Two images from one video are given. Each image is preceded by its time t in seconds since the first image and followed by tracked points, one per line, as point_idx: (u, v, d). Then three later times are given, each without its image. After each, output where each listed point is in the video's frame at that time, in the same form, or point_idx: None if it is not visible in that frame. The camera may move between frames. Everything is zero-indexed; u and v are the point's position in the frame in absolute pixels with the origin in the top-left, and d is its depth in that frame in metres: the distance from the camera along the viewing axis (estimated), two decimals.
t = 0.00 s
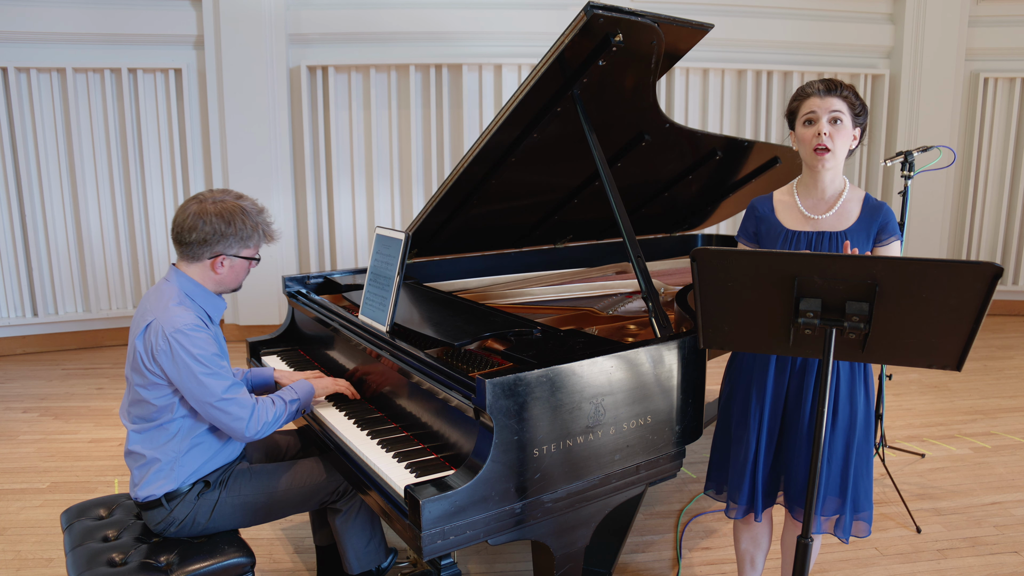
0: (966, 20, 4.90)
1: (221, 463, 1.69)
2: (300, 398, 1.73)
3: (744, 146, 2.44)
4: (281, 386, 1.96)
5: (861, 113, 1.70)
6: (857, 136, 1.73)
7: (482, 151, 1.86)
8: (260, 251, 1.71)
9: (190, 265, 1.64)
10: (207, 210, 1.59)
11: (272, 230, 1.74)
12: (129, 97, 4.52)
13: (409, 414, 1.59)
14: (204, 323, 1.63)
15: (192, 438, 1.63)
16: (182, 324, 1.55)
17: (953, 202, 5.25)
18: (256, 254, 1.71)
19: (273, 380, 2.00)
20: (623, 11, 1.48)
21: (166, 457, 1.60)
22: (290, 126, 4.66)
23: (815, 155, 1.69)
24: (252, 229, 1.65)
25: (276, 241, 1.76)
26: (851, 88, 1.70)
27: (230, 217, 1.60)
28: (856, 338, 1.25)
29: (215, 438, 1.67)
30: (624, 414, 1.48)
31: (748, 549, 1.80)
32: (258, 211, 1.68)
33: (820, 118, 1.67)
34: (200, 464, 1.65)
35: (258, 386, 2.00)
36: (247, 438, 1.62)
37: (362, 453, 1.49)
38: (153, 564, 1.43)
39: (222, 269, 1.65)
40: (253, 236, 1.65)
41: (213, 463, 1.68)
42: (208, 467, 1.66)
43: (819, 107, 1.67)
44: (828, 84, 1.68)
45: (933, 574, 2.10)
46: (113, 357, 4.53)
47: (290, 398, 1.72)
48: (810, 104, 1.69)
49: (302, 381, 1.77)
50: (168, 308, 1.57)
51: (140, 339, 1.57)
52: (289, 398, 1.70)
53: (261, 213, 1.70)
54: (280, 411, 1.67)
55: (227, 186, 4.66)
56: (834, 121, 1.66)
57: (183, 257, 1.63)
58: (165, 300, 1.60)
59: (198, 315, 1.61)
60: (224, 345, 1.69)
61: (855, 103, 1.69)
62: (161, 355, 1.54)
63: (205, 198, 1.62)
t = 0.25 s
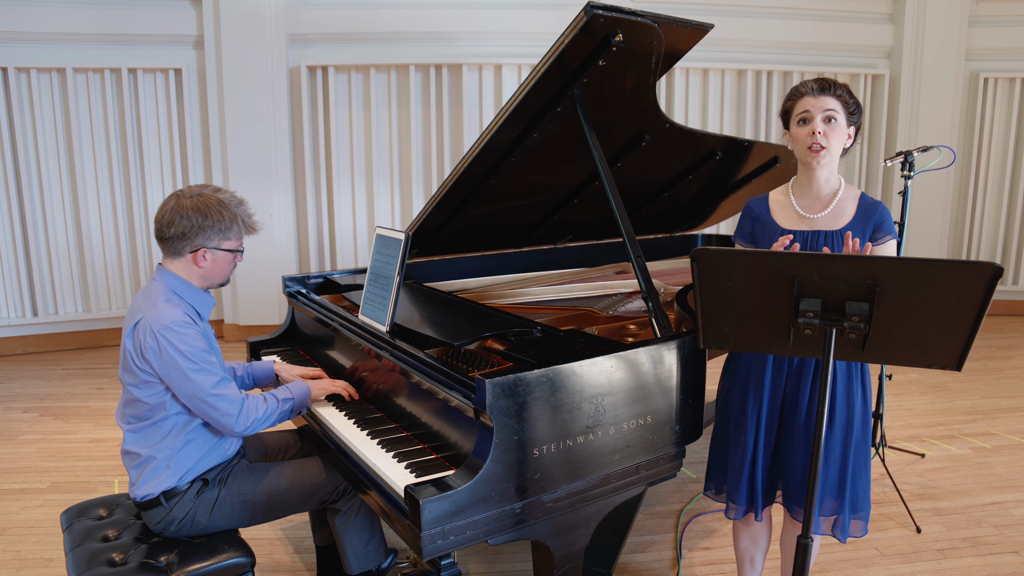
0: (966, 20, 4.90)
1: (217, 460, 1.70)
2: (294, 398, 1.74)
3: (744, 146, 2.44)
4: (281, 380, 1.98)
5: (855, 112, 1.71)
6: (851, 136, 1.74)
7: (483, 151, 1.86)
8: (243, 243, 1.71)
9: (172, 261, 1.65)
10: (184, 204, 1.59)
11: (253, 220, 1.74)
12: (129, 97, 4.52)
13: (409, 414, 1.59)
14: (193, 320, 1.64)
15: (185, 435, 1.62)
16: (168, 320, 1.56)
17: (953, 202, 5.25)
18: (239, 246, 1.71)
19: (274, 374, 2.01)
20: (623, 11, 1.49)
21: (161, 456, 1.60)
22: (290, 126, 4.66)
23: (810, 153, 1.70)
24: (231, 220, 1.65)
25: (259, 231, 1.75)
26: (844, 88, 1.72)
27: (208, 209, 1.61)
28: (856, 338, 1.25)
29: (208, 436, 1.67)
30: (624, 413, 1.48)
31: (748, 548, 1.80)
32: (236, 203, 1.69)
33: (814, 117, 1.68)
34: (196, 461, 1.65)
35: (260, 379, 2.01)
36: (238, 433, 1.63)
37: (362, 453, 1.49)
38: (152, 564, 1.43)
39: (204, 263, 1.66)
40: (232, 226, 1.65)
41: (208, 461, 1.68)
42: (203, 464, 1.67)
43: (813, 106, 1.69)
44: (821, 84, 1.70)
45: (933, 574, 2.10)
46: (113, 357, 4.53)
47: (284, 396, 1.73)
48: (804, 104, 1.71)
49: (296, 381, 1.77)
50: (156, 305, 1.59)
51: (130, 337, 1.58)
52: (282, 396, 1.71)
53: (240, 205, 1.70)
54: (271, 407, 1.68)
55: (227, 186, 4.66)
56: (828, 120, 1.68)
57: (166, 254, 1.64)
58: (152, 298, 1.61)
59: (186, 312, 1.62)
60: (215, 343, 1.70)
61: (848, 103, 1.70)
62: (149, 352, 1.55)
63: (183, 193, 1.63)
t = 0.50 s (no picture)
0: (966, 20, 4.90)
1: (216, 458, 1.70)
2: (292, 398, 1.75)
3: (744, 146, 2.44)
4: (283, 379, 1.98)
5: (851, 111, 1.71)
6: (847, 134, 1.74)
7: (483, 151, 1.86)
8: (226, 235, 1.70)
9: (158, 259, 1.65)
10: (162, 200, 1.59)
11: (236, 212, 1.72)
12: (129, 97, 4.52)
13: (409, 414, 1.59)
14: (183, 317, 1.64)
15: (181, 433, 1.62)
16: (159, 317, 1.57)
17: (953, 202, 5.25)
18: (223, 239, 1.69)
19: (276, 373, 2.01)
20: (623, 11, 1.49)
21: (159, 455, 1.60)
22: (290, 126, 4.66)
23: (806, 154, 1.70)
24: (213, 213, 1.64)
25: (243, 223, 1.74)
26: (840, 86, 1.71)
27: (187, 203, 1.60)
28: (856, 338, 1.25)
29: (205, 433, 1.67)
30: (624, 414, 1.48)
31: (748, 547, 1.80)
32: (217, 196, 1.68)
33: (811, 118, 1.68)
34: (194, 459, 1.65)
35: (261, 379, 2.01)
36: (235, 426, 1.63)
37: (362, 453, 1.49)
38: (152, 564, 1.43)
39: (189, 257, 1.65)
40: (214, 219, 1.64)
41: (205, 459, 1.68)
42: (202, 463, 1.67)
43: (809, 107, 1.69)
44: (817, 84, 1.70)
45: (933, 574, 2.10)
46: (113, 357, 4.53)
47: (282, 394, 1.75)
48: (800, 105, 1.70)
49: (296, 384, 1.79)
50: (145, 303, 1.59)
51: (121, 337, 1.59)
52: (280, 393, 1.73)
53: (221, 198, 1.69)
54: (269, 404, 1.69)
55: (227, 186, 4.66)
56: (824, 121, 1.68)
57: (152, 252, 1.64)
58: (141, 297, 1.61)
59: (176, 309, 1.63)
60: (207, 338, 1.71)
61: (844, 102, 1.70)
62: (141, 349, 1.56)
63: (163, 190, 1.63)
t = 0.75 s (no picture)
0: (966, 20, 4.90)
1: (214, 458, 1.70)
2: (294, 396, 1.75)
3: (744, 146, 2.44)
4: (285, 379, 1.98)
5: (846, 111, 1.71)
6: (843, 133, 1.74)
7: (483, 151, 1.86)
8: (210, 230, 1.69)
9: (144, 260, 1.64)
10: (140, 200, 1.59)
11: (218, 207, 1.71)
12: (129, 97, 4.52)
13: (409, 414, 1.59)
14: (175, 314, 1.64)
15: (178, 432, 1.63)
16: (150, 314, 1.57)
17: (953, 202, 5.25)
18: (207, 234, 1.68)
19: (278, 373, 2.01)
20: (623, 11, 1.48)
21: (156, 453, 1.61)
22: (290, 126, 4.66)
23: (802, 156, 1.71)
24: (193, 208, 1.63)
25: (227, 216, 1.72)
26: (835, 86, 1.71)
27: (166, 200, 1.59)
28: (856, 338, 1.25)
29: (202, 432, 1.68)
30: (624, 413, 1.48)
31: (747, 547, 1.80)
32: (197, 192, 1.67)
33: (806, 120, 1.68)
34: (192, 458, 1.66)
35: (263, 379, 2.01)
36: (238, 416, 1.64)
37: (362, 453, 1.49)
38: (152, 564, 1.43)
39: (174, 255, 1.64)
40: (195, 214, 1.63)
41: (203, 458, 1.68)
42: (202, 463, 1.67)
43: (804, 108, 1.69)
44: (812, 84, 1.70)
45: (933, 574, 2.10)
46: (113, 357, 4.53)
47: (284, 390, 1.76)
48: (795, 106, 1.70)
49: (297, 385, 1.79)
50: (134, 303, 1.59)
51: (113, 338, 1.59)
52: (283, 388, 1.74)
53: (202, 193, 1.68)
54: (272, 396, 1.71)
55: (227, 186, 4.66)
56: (819, 123, 1.68)
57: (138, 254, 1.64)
58: (131, 297, 1.61)
59: (166, 306, 1.63)
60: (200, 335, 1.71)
61: (839, 103, 1.70)
62: (135, 347, 1.56)
63: (142, 191, 1.63)
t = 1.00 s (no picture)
0: (966, 20, 4.90)
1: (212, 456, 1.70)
2: (298, 390, 1.75)
3: (744, 146, 2.44)
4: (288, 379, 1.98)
5: (840, 111, 1.69)
6: (839, 131, 1.73)
7: (482, 151, 1.86)
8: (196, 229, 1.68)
9: (132, 262, 1.64)
10: (123, 202, 1.59)
11: (202, 206, 1.70)
12: (129, 97, 4.52)
13: (409, 414, 1.59)
14: (164, 314, 1.64)
15: (172, 432, 1.62)
16: (138, 315, 1.57)
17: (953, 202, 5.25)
18: (193, 233, 1.67)
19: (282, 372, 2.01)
20: (623, 11, 1.48)
21: (153, 455, 1.60)
22: (289, 126, 4.66)
23: (798, 160, 1.70)
24: (176, 208, 1.62)
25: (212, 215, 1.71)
26: (826, 86, 1.69)
27: (149, 201, 1.59)
28: (856, 338, 1.25)
29: (198, 432, 1.67)
30: (624, 414, 1.48)
31: (747, 546, 1.80)
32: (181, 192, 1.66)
33: (798, 126, 1.67)
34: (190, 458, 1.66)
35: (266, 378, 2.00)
36: (241, 404, 1.66)
37: (362, 453, 1.49)
38: (152, 564, 1.43)
39: (160, 255, 1.63)
40: (179, 214, 1.62)
41: (201, 457, 1.67)
42: (200, 463, 1.67)
43: (796, 113, 1.68)
44: (802, 88, 1.68)
45: (933, 574, 2.10)
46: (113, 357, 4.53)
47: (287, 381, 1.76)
48: (787, 112, 1.70)
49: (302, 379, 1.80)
50: (121, 307, 1.59)
51: (104, 343, 1.59)
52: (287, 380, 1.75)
53: (185, 192, 1.68)
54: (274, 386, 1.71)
55: (227, 186, 4.66)
56: (812, 127, 1.67)
57: (125, 256, 1.64)
58: (118, 301, 1.61)
59: (155, 306, 1.63)
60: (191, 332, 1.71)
61: (832, 103, 1.68)
62: (127, 349, 1.56)
63: (126, 192, 1.63)
